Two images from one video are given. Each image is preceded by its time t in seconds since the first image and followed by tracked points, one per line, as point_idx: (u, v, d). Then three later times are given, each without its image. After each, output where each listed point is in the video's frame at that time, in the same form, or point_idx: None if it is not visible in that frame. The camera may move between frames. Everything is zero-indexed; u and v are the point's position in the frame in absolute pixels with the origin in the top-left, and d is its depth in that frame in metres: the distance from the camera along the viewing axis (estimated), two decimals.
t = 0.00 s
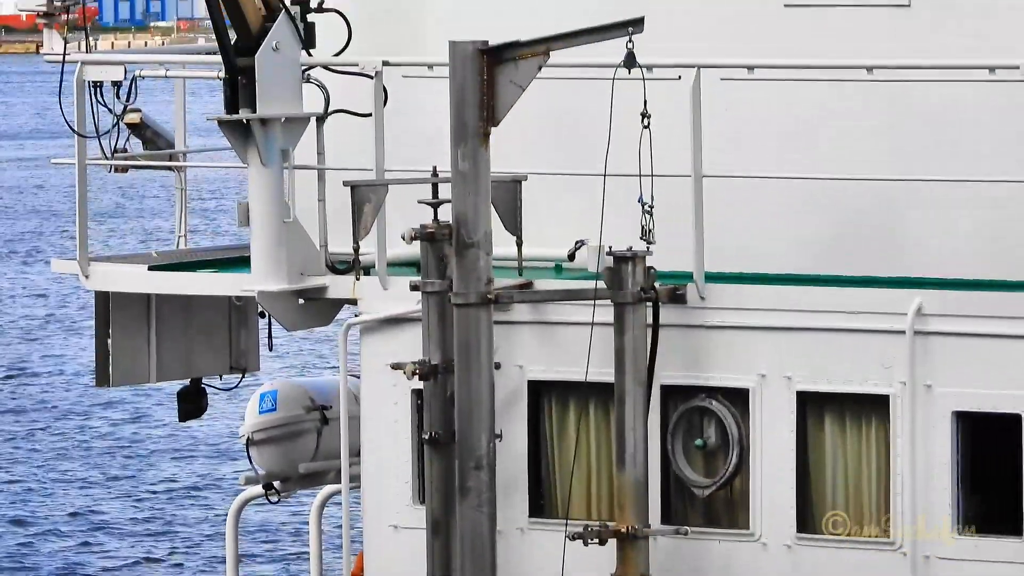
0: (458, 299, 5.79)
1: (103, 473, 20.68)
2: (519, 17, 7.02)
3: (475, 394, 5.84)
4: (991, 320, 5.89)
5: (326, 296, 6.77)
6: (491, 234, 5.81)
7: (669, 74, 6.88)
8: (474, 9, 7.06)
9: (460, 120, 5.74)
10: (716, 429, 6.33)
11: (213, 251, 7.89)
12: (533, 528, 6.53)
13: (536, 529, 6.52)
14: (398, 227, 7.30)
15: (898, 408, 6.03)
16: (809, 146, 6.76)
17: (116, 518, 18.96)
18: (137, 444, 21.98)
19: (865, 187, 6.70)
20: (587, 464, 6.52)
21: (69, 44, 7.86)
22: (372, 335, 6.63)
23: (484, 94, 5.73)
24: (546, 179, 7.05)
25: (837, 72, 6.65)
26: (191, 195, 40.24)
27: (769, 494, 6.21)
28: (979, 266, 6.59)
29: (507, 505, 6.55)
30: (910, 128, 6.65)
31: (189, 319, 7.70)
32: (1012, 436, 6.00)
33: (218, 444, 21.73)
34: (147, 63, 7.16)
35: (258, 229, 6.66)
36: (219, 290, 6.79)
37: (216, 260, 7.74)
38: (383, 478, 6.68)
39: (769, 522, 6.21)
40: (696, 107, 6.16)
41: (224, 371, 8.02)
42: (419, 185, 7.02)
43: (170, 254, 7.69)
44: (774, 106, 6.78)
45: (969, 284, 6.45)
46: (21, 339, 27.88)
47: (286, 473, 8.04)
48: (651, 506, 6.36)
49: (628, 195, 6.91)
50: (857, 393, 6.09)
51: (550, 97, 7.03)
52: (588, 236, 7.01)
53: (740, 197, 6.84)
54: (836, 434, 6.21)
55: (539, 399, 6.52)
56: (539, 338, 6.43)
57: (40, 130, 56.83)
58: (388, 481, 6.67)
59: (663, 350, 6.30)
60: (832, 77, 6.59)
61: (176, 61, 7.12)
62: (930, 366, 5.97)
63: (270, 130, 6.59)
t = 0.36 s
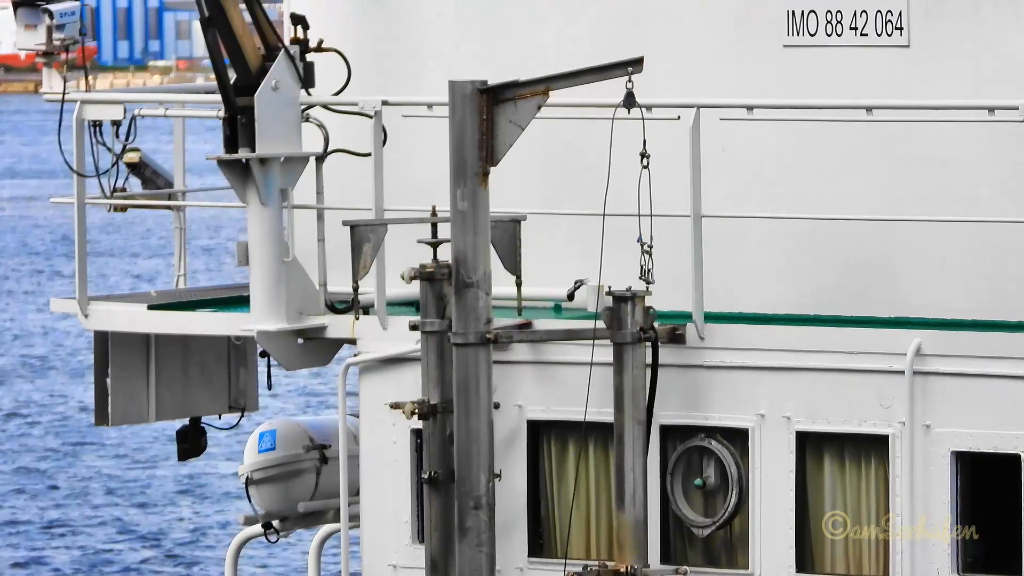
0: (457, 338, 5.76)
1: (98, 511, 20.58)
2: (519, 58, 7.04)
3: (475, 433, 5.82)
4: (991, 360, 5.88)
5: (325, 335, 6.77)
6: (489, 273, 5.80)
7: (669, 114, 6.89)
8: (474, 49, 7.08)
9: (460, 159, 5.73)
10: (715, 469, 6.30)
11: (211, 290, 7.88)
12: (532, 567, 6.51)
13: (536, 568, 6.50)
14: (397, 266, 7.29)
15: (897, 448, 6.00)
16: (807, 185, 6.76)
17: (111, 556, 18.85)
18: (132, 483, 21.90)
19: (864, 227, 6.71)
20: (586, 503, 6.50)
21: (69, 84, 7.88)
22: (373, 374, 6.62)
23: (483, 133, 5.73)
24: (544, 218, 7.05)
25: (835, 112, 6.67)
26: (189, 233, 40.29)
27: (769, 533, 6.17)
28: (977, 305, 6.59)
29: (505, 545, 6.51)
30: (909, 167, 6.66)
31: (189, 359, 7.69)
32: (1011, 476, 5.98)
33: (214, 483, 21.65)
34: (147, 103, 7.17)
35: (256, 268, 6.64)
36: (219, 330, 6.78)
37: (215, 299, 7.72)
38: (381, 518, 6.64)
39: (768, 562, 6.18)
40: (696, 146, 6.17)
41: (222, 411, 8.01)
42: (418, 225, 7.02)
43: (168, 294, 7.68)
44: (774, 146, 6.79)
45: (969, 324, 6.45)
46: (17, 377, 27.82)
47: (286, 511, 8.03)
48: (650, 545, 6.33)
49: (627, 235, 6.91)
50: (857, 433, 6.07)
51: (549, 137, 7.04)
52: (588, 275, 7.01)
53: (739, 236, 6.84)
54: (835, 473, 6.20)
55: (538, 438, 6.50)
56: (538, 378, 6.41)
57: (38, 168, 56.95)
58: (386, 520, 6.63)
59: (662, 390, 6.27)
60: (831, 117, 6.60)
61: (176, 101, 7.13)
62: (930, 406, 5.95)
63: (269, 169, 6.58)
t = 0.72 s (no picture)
0: (456, 371, 5.76)
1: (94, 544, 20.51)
2: (519, 91, 7.07)
3: (473, 466, 5.82)
4: (992, 393, 5.88)
5: (324, 368, 6.75)
6: (488, 305, 5.80)
7: (668, 147, 6.90)
8: (474, 81, 7.11)
9: (459, 191, 5.73)
10: (714, 501, 6.29)
11: (210, 323, 7.87)
12: None
13: None
14: (396, 299, 7.29)
15: (896, 481, 5.99)
16: (806, 219, 6.78)
17: None
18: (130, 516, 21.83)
19: (863, 260, 6.72)
20: (585, 536, 6.50)
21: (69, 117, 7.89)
22: (372, 407, 6.61)
23: (483, 165, 5.73)
24: (543, 252, 7.07)
25: (834, 145, 6.68)
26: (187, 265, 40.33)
27: (769, 566, 6.15)
28: (975, 338, 6.60)
29: None
30: (908, 200, 6.67)
31: (189, 392, 7.68)
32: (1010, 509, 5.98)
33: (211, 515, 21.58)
34: (147, 135, 7.18)
35: (255, 301, 6.64)
36: (222, 362, 6.80)
37: (215, 332, 7.72)
38: (380, 550, 6.64)
39: None
40: (695, 179, 6.18)
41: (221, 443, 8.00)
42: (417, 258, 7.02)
43: (167, 326, 7.68)
44: (772, 179, 6.81)
45: (968, 357, 6.45)
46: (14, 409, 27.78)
47: (284, 544, 8.04)
48: None
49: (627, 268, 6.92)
50: (856, 465, 6.06)
51: (548, 170, 7.06)
52: (587, 308, 7.02)
53: (737, 269, 6.85)
54: (834, 505, 6.20)
55: (536, 471, 6.52)
56: (537, 411, 6.40)
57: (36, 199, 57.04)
58: (385, 553, 6.63)
59: (661, 423, 6.26)
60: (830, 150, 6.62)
61: (175, 133, 7.14)
62: (928, 439, 5.95)
63: (269, 203, 6.61)
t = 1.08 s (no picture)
0: (454, 406, 5.74)
1: None
2: (518, 125, 7.09)
3: (471, 500, 5.79)
4: (992, 429, 5.86)
5: (321, 402, 6.74)
6: (486, 339, 5.79)
7: (668, 182, 6.91)
8: (474, 115, 7.13)
9: (459, 226, 5.72)
10: (712, 536, 6.27)
11: (208, 356, 7.86)
12: None
13: None
14: (394, 332, 7.29)
15: (894, 516, 5.98)
16: (805, 254, 6.79)
17: None
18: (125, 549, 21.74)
19: (862, 296, 6.71)
20: (583, 570, 6.48)
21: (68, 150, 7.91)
22: (371, 441, 6.63)
23: (483, 200, 5.74)
24: (542, 286, 7.07)
25: (833, 180, 6.69)
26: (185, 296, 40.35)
27: None
28: (975, 374, 6.59)
29: None
30: (908, 235, 6.68)
31: (186, 425, 7.65)
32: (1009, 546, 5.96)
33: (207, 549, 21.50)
34: (147, 168, 7.20)
35: (253, 334, 6.63)
36: (219, 394, 6.78)
37: (213, 365, 7.72)
38: None
39: None
40: (694, 213, 6.19)
41: (219, 477, 7.95)
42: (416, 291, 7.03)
43: (166, 360, 7.67)
44: (771, 214, 6.82)
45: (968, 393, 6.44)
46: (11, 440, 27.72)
47: None
48: None
49: (626, 302, 6.93)
50: (854, 501, 6.05)
51: (547, 204, 7.06)
52: (586, 342, 7.02)
53: (736, 304, 6.86)
54: (832, 541, 6.20)
55: (534, 505, 6.50)
56: (535, 446, 6.38)
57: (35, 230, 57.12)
58: None
59: (658, 457, 6.24)
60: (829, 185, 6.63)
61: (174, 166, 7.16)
62: (927, 475, 5.93)
63: (268, 236, 6.59)
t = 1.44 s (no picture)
0: (454, 424, 5.73)
1: None
2: (518, 144, 7.10)
3: (470, 518, 5.78)
4: (992, 449, 5.86)
5: (321, 420, 6.74)
6: (486, 358, 5.78)
7: (668, 201, 6.91)
8: (474, 135, 7.14)
9: (458, 245, 5.72)
10: (712, 555, 6.24)
11: (207, 374, 7.85)
12: None
13: None
14: (394, 350, 7.29)
15: (893, 536, 5.97)
16: (805, 273, 6.80)
17: None
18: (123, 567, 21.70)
19: (862, 316, 6.72)
20: None
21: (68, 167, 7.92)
22: (370, 458, 6.64)
23: (482, 219, 5.73)
24: (541, 305, 7.07)
25: (832, 200, 6.70)
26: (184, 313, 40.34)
27: None
28: (974, 394, 6.59)
29: None
30: (907, 255, 6.69)
31: (185, 443, 7.64)
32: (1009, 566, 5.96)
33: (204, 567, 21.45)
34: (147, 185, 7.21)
35: (252, 353, 6.63)
36: (219, 412, 6.78)
37: (212, 383, 7.71)
38: None
39: None
40: (694, 233, 6.19)
41: (218, 494, 7.92)
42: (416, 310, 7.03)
43: (165, 377, 7.66)
44: (771, 234, 6.83)
45: (968, 413, 6.44)
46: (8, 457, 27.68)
47: None
48: None
49: (625, 321, 6.93)
50: (854, 521, 6.04)
51: (546, 223, 7.07)
52: (586, 361, 7.02)
53: (735, 323, 6.86)
54: (831, 560, 6.19)
55: (534, 524, 6.49)
56: (535, 465, 6.37)
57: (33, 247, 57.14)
58: None
59: (658, 476, 6.24)
60: (829, 205, 6.64)
61: (174, 184, 7.16)
62: (926, 495, 5.93)
63: (267, 254, 6.59)
